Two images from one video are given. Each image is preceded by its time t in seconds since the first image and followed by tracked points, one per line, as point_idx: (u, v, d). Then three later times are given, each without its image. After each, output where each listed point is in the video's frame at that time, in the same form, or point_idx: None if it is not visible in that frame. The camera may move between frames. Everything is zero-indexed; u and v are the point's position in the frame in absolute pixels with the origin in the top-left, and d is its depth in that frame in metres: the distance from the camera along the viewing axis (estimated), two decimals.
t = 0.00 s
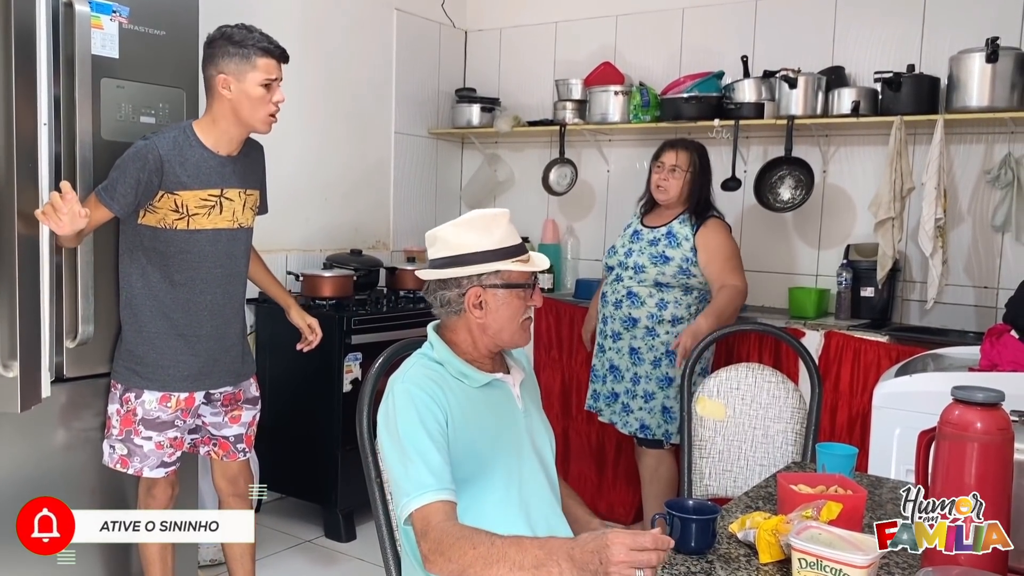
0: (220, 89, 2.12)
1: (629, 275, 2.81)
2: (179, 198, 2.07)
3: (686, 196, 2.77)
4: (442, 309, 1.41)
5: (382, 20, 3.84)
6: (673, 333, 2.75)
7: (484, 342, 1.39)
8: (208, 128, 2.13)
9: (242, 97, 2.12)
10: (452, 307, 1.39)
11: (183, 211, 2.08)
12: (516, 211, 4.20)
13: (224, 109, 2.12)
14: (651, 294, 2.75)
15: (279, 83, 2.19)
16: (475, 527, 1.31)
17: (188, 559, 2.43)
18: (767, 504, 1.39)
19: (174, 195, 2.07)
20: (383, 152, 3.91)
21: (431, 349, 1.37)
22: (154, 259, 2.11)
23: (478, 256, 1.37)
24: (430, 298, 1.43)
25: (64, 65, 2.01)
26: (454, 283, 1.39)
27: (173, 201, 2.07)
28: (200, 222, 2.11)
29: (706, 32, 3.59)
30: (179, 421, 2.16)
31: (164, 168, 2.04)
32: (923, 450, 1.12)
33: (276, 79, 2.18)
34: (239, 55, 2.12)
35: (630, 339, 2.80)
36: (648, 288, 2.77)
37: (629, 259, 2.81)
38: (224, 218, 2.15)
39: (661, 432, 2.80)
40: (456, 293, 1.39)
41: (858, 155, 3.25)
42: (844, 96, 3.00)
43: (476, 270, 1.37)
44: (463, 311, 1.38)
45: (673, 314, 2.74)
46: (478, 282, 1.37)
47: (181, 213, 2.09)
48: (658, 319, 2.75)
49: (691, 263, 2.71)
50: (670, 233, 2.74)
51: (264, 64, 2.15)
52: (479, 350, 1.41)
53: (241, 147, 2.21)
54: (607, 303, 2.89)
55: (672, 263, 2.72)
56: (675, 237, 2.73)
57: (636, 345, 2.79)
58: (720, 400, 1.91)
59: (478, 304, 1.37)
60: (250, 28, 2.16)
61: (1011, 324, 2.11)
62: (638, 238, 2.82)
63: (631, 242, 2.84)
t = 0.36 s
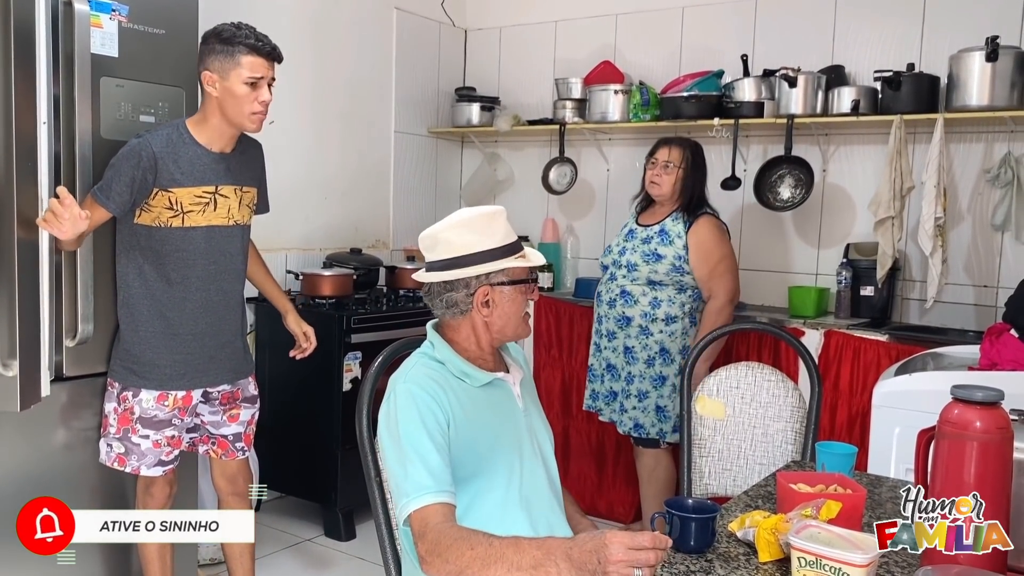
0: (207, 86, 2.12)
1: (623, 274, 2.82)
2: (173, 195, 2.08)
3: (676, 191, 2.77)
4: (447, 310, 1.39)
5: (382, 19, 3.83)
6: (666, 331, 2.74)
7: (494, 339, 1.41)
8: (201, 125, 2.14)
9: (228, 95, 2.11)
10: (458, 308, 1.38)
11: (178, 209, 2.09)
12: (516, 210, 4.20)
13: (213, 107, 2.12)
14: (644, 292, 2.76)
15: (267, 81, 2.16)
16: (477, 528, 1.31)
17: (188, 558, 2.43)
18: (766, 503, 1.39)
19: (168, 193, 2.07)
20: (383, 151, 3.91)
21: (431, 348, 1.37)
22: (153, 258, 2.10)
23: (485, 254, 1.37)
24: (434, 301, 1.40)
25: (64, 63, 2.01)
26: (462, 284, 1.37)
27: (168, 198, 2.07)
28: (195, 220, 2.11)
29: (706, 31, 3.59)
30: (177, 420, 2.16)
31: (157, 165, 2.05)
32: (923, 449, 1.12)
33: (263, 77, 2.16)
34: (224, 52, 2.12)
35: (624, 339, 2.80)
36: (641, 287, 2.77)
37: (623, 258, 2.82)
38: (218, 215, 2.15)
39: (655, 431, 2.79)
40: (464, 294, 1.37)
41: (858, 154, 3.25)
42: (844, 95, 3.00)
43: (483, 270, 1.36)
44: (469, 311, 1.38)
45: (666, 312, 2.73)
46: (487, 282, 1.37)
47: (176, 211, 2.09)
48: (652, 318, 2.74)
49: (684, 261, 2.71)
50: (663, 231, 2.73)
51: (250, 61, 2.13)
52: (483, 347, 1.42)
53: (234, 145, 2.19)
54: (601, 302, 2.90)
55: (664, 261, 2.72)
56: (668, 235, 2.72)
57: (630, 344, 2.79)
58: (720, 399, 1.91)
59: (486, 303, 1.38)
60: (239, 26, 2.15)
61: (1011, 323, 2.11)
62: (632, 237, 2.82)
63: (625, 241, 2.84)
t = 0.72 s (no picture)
0: (212, 88, 2.12)
1: (620, 273, 2.82)
2: (174, 194, 2.08)
3: (674, 189, 2.77)
4: (448, 309, 1.39)
5: (383, 18, 3.83)
6: (664, 331, 2.74)
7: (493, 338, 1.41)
8: (203, 126, 2.14)
9: (233, 98, 2.10)
10: (460, 307, 1.38)
11: (179, 207, 2.09)
12: (516, 209, 4.20)
13: (217, 109, 2.11)
14: (642, 291, 2.75)
15: (271, 84, 2.16)
16: (478, 528, 1.31)
17: (189, 558, 2.43)
18: (767, 501, 1.39)
19: (170, 191, 2.07)
20: (383, 150, 3.91)
21: (431, 347, 1.37)
22: (154, 258, 2.11)
23: (486, 253, 1.37)
24: (436, 300, 1.40)
25: (64, 63, 2.01)
26: (464, 283, 1.38)
27: (169, 196, 2.07)
28: (195, 218, 2.11)
29: (706, 30, 3.58)
30: (178, 418, 2.16)
31: (161, 162, 2.06)
32: (924, 448, 1.12)
33: (268, 80, 2.15)
34: (229, 54, 2.11)
35: (622, 338, 2.80)
36: (638, 285, 2.77)
37: (620, 257, 2.82)
38: (218, 214, 2.16)
39: (654, 430, 2.79)
40: (467, 293, 1.37)
41: (858, 153, 3.25)
42: (845, 94, 3.00)
43: (482, 269, 1.36)
44: (471, 310, 1.38)
45: (663, 311, 2.73)
46: (490, 281, 1.37)
47: (177, 210, 2.09)
48: (649, 317, 2.74)
49: (681, 258, 2.71)
50: (659, 230, 2.73)
51: (255, 64, 2.12)
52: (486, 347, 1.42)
53: (236, 146, 2.19)
54: (600, 302, 2.90)
55: (661, 259, 2.72)
56: (665, 233, 2.72)
57: (629, 343, 2.79)
58: (720, 397, 1.91)
59: (489, 301, 1.38)
60: (244, 29, 2.15)
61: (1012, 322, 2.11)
62: (630, 236, 2.82)
63: (623, 240, 2.84)
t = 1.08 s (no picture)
0: (213, 87, 2.12)
1: (622, 272, 2.82)
2: (175, 193, 2.08)
3: (674, 187, 2.77)
4: (443, 306, 1.40)
5: (383, 18, 3.83)
6: (666, 330, 2.74)
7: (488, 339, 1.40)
8: (204, 124, 2.14)
9: (233, 96, 2.10)
10: (453, 304, 1.38)
11: (180, 206, 2.09)
12: (517, 208, 4.20)
13: (217, 107, 2.12)
14: (643, 290, 2.75)
15: (271, 81, 2.16)
16: (480, 526, 1.31)
17: (190, 557, 2.43)
18: (768, 500, 1.39)
19: (171, 190, 2.08)
20: (384, 149, 3.91)
21: (430, 347, 1.37)
22: (155, 258, 2.11)
23: (484, 253, 1.37)
24: (431, 295, 1.42)
25: (65, 62, 2.01)
26: (456, 280, 1.38)
27: (170, 196, 2.08)
28: (197, 218, 2.12)
29: (707, 28, 3.58)
30: (183, 417, 2.17)
31: (162, 162, 2.07)
32: (924, 447, 1.12)
33: (268, 78, 2.15)
34: (228, 53, 2.11)
35: (624, 337, 2.80)
36: (640, 284, 2.77)
37: (622, 256, 2.82)
38: (219, 213, 2.16)
39: (655, 429, 2.79)
40: (459, 289, 1.38)
41: (859, 152, 3.25)
42: (845, 94, 2.99)
43: (477, 268, 1.37)
44: (464, 308, 1.38)
45: (665, 310, 2.73)
46: (482, 279, 1.37)
47: (178, 209, 2.09)
48: (651, 316, 2.74)
49: (682, 256, 2.71)
50: (660, 228, 2.73)
51: (254, 62, 2.12)
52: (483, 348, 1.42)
53: (238, 143, 2.19)
54: (602, 301, 2.90)
55: (662, 257, 2.72)
56: (665, 231, 2.72)
57: (630, 343, 2.79)
58: (721, 397, 1.91)
59: (481, 300, 1.37)
60: (244, 27, 2.15)
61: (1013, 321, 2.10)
62: (631, 235, 2.82)
63: (624, 239, 2.84)
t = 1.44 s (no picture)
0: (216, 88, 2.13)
1: (623, 270, 2.81)
2: (179, 194, 2.09)
3: (675, 184, 2.77)
4: (439, 301, 1.42)
5: (384, 17, 3.83)
6: (667, 329, 2.74)
7: (482, 339, 1.39)
8: (208, 126, 2.14)
9: (237, 98, 2.11)
10: (446, 299, 1.40)
11: (184, 207, 2.10)
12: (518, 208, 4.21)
13: (223, 109, 2.12)
14: (644, 289, 2.75)
15: (274, 83, 2.15)
16: (481, 526, 1.32)
17: (192, 556, 2.43)
18: (769, 499, 1.39)
19: (175, 191, 2.09)
20: (386, 149, 3.91)
21: (430, 346, 1.37)
22: (156, 257, 2.11)
23: (476, 251, 1.38)
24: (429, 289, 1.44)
25: (67, 62, 2.01)
26: (450, 275, 1.40)
27: (174, 197, 2.09)
28: (200, 219, 2.12)
29: (708, 28, 3.58)
30: (183, 417, 2.18)
31: (167, 162, 2.07)
32: (925, 446, 1.12)
33: (270, 79, 2.15)
34: (230, 54, 2.11)
35: (625, 336, 2.80)
36: (641, 283, 2.76)
37: (622, 255, 2.82)
38: (224, 214, 2.16)
39: (657, 428, 2.79)
40: (450, 285, 1.39)
41: (859, 151, 3.25)
42: (847, 92, 2.99)
43: (468, 265, 1.37)
44: (456, 305, 1.39)
45: (666, 309, 2.73)
46: (472, 278, 1.38)
47: (182, 210, 2.10)
48: (652, 315, 2.74)
49: (682, 253, 2.70)
50: (660, 226, 2.73)
51: (256, 64, 2.11)
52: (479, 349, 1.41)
53: (242, 144, 2.20)
54: (603, 301, 2.89)
55: (663, 254, 2.72)
56: (665, 229, 2.72)
57: (632, 342, 2.79)
58: (722, 396, 1.91)
59: (470, 301, 1.37)
60: (247, 28, 2.14)
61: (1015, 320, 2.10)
62: (631, 234, 2.82)
63: (625, 238, 2.84)
